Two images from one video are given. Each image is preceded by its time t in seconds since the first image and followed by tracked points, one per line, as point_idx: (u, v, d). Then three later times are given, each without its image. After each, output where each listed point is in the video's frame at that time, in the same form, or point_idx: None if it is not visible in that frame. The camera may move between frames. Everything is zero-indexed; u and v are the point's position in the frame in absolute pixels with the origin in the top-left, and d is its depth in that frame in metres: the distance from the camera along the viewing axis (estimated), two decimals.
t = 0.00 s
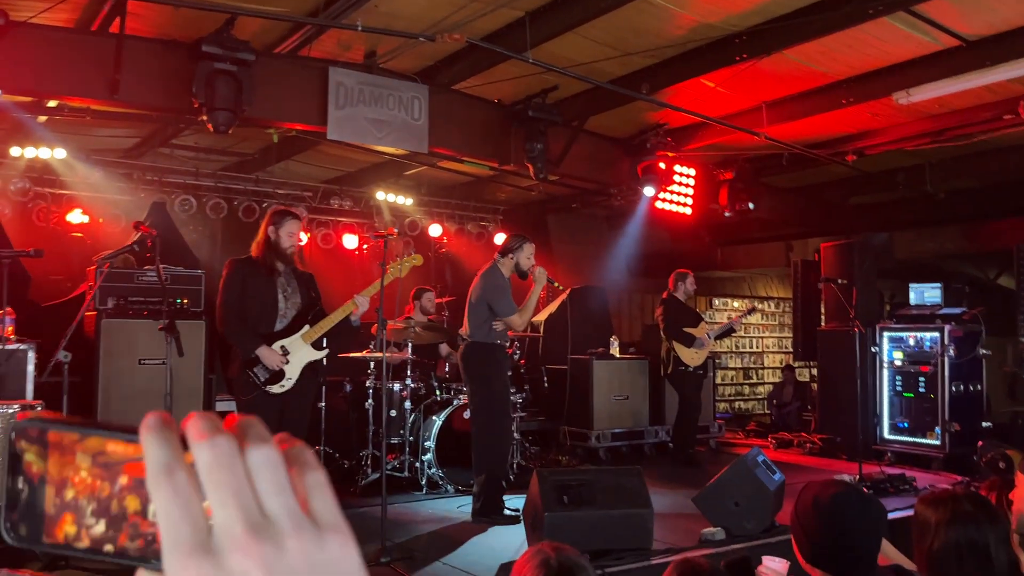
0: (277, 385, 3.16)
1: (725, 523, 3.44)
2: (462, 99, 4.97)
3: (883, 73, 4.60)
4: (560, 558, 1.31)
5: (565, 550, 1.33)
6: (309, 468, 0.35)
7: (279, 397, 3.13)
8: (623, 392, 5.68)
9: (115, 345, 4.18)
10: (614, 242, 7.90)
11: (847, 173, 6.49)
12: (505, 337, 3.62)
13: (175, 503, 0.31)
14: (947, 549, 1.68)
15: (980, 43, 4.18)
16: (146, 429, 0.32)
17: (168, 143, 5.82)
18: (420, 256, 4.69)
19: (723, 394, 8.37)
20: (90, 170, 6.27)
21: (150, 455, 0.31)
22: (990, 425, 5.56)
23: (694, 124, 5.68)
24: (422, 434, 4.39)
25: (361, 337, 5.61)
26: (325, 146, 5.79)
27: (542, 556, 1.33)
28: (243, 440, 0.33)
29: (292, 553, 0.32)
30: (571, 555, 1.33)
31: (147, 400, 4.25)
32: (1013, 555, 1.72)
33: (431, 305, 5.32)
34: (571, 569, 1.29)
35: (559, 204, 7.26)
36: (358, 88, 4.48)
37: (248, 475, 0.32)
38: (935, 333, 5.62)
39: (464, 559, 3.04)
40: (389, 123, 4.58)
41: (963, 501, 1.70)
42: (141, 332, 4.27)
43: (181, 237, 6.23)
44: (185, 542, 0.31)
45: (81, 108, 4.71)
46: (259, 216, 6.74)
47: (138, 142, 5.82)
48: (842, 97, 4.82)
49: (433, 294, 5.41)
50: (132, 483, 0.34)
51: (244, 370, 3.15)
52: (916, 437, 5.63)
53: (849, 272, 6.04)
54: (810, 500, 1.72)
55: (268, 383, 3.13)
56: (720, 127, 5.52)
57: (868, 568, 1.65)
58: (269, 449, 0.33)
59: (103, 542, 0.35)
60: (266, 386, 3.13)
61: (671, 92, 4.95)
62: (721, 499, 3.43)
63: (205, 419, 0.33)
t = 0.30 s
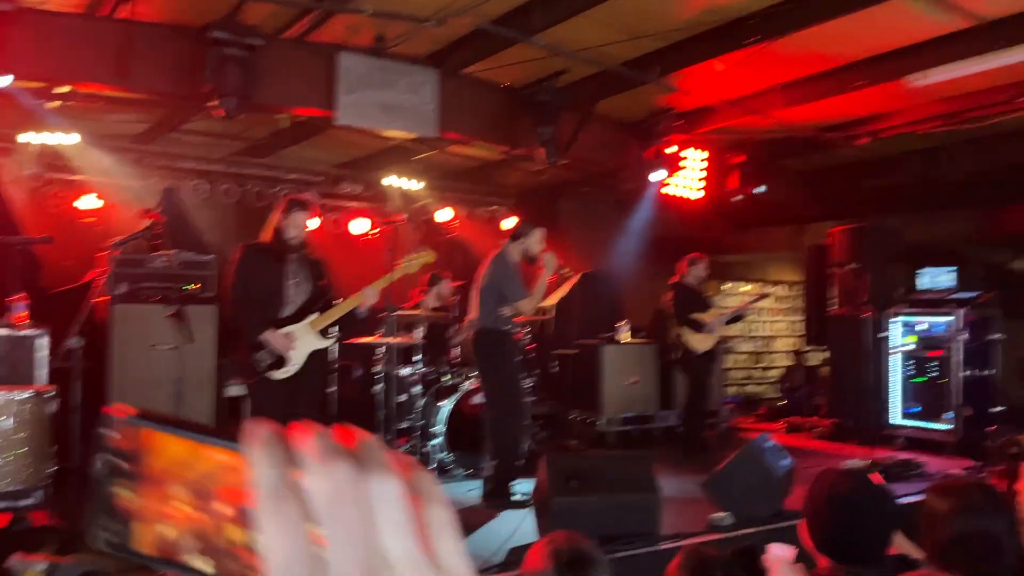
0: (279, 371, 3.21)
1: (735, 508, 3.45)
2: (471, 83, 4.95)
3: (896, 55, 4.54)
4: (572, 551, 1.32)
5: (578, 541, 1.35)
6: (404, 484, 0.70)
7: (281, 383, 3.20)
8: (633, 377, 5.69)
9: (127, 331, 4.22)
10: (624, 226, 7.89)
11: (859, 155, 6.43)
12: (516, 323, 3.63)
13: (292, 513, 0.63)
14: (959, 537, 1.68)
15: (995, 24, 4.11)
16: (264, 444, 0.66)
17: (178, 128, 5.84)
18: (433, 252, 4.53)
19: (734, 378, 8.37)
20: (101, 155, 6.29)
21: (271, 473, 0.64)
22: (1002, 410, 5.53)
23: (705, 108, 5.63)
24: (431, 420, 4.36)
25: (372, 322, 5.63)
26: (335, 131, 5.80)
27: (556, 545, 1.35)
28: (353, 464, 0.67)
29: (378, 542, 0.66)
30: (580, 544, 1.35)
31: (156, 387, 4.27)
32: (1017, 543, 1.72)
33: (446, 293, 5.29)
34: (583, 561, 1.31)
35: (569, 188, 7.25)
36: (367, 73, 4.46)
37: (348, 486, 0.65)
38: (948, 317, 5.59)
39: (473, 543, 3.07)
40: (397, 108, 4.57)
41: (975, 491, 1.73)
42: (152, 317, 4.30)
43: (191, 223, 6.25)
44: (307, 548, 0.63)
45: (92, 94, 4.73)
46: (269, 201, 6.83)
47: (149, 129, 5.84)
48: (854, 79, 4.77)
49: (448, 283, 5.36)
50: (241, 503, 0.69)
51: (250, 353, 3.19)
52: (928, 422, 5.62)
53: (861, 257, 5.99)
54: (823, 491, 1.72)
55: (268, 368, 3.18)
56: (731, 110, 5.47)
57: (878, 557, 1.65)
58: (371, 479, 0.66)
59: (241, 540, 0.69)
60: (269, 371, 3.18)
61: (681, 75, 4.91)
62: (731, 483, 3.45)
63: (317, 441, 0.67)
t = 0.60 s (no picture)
0: (286, 348, 3.17)
1: (744, 488, 3.46)
2: (479, 60, 4.89)
3: (912, 28, 4.46)
4: (592, 534, 1.33)
5: (594, 526, 1.35)
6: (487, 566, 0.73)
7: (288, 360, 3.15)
8: (643, 356, 5.68)
9: (137, 311, 4.23)
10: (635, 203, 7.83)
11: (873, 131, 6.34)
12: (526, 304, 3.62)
13: None
14: (966, 519, 1.68)
15: None
16: (360, 535, 0.72)
17: (187, 106, 5.83)
18: (442, 234, 4.39)
19: (744, 356, 8.36)
20: (110, 133, 6.29)
21: (370, 559, 0.70)
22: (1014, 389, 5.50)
23: (717, 84, 5.55)
24: (441, 399, 4.48)
25: (381, 301, 5.63)
26: (343, 108, 5.77)
27: (574, 529, 1.36)
28: (443, 551, 0.71)
29: None
30: (597, 527, 1.36)
31: (167, 365, 4.28)
32: None
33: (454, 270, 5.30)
34: (604, 544, 1.31)
35: (579, 166, 7.21)
36: (375, 50, 4.41)
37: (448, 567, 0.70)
38: (961, 296, 5.54)
39: (482, 522, 3.09)
40: (406, 85, 4.53)
41: (984, 475, 1.73)
42: (162, 297, 4.32)
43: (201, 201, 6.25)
44: None
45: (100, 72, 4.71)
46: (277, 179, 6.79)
47: (157, 106, 5.82)
48: (869, 54, 4.68)
49: (457, 260, 5.38)
50: None
51: (259, 331, 3.18)
52: (939, 401, 5.60)
53: (874, 235, 5.93)
54: (829, 472, 1.72)
55: (277, 345, 3.15)
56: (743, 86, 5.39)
57: (884, 540, 1.63)
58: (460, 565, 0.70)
59: None
60: (277, 348, 3.15)
61: (692, 51, 4.85)
62: (740, 464, 3.45)
63: (411, 529, 0.72)
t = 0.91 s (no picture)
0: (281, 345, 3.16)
1: (741, 484, 3.46)
2: (475, 54, 4.87)
3: (910, 23, 4.45)
4: (582, 531, 1.33)
5: (584, 524, 1.35)
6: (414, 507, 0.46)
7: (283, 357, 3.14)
8: (639, 351, 5.67)
9: (132, 306, 4.21)
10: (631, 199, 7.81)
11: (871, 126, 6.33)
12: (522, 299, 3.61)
13: (302, 560, 0.40)
14: (963, 519, 1.70)
15: None
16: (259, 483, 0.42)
17: (181, 101, 5.80)
18: (439, 231, 4.37)
19: (741, 351, 8.36)
20: (104, 128, 6.25)
21: (273, 515, 0.41)
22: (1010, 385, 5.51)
23: (714, 79, 5.53)
24: (437, 395, 4.41)
25: (376, 297, 5.61)
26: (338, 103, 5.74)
27: (564, 528, 1.35)
28: (359, 491, 0.44)
29: (395, 574, 0.42)
30: (591, 528, 1.35)
31: (162, 363, 4.26)
32: None
33: (450, 266, 5.27)
34: (595, 541, 1.32)
35: (576, 161, 7.19)
36: (370, 45, 4.39)
37: (360, 512, 0.43)
38: (957, 292, 5.54)
39: (478, 520, 3.08)
40: (401, 80, 4.50)
41: (980, 474, 1.72)
42: (157, 293, 4.30)
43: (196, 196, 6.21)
44: None
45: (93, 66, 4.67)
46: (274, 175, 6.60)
47: (152, 101, 5.79)
48: (866, 49, 4.67)
49: (453, 256, 5.35)
50: (235, 545, 0.43)
51: (253, 328, 3.17)
52: (935, 397, 5.60)
53: (870, 230, 5.93)
54: (826, 471, 1.73)
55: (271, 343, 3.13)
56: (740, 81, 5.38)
57: (880, 539, 1.61)
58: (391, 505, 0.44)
59: None
60: (271, 346, 3.14)
61: (689, 45, 4.83)
62: (737, 461, 3.45)
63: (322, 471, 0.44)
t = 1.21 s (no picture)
0: (273, 343, 3.13)
1: (729, 480, 3.46)
2: (467, 50, 4.86)
3: (900, 21, 4.46)
4: (547, 529, 1.36)
5: (551, 521, 1.38)
6: (267, 523, 0.81)
7: (276, 353, 3.12)
8: (631, 347, 5.69)
9: (122, 303, 4.20)
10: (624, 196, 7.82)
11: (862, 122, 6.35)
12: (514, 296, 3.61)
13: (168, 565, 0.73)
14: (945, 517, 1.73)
15: None
16: (144, 521, 0.77)
17: (172, 96, 5.79)
18: (430, 228, 4.35)
19: (732, 347, 8.39)
20: (94, 124, 6.22)
21: (147, 541, 0.75)
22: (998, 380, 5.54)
23: (705, 76, 5.54)
24: (429, 391, 4.43)
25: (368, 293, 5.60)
26: (329, 99, 5.73)
27: (529, 527, 1.38)
28: (219, 518, 0.77)
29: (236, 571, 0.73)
30: (557, 525, 1.38)
31: (152, 360, 4.26)
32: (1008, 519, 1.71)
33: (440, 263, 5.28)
34: (560, 538, 1.35)
35: (567, 157, 7.21)
36: (362, 41, 4.38)
37: (213, 532, 0.75)
38: (947, 288, 5.54)
39: (469, 516, 3.09)
40: (393, 76, 4.49)
41: (964, 471, 1.74)
42: (148, 289, 4.29)
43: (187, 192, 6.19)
44: None
45: (83, 62, 4.65)
46: (266, 170, 6.68)
47: (143, 96, 5.77)
48: (857, 46, 4.68)
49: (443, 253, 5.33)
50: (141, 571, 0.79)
51: (244, 326, 3.15)
52: (925, 392, 5.64)
53: (861, 227, 5.95)
54: (814, 468, 1.74)
55: (263, 340, 3.11)
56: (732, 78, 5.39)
57: (867, 535, 1.62)
58: (232, 524, 0.76)
59: None
60: (262, 343, 3.12)
61: (681, 42, 4.84)
62: (726, 457, 3.46)
63: (180, 504, 0.80)
